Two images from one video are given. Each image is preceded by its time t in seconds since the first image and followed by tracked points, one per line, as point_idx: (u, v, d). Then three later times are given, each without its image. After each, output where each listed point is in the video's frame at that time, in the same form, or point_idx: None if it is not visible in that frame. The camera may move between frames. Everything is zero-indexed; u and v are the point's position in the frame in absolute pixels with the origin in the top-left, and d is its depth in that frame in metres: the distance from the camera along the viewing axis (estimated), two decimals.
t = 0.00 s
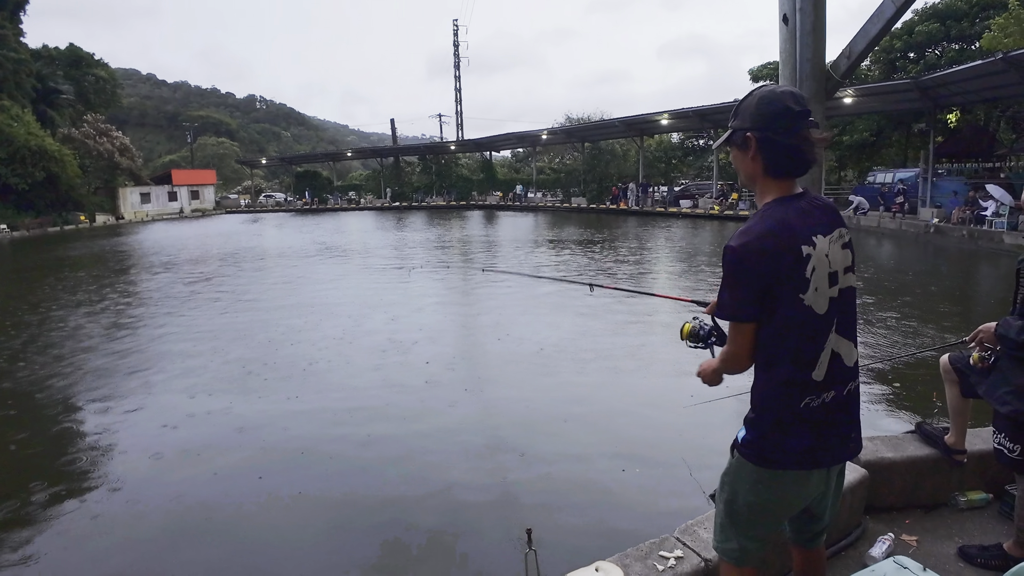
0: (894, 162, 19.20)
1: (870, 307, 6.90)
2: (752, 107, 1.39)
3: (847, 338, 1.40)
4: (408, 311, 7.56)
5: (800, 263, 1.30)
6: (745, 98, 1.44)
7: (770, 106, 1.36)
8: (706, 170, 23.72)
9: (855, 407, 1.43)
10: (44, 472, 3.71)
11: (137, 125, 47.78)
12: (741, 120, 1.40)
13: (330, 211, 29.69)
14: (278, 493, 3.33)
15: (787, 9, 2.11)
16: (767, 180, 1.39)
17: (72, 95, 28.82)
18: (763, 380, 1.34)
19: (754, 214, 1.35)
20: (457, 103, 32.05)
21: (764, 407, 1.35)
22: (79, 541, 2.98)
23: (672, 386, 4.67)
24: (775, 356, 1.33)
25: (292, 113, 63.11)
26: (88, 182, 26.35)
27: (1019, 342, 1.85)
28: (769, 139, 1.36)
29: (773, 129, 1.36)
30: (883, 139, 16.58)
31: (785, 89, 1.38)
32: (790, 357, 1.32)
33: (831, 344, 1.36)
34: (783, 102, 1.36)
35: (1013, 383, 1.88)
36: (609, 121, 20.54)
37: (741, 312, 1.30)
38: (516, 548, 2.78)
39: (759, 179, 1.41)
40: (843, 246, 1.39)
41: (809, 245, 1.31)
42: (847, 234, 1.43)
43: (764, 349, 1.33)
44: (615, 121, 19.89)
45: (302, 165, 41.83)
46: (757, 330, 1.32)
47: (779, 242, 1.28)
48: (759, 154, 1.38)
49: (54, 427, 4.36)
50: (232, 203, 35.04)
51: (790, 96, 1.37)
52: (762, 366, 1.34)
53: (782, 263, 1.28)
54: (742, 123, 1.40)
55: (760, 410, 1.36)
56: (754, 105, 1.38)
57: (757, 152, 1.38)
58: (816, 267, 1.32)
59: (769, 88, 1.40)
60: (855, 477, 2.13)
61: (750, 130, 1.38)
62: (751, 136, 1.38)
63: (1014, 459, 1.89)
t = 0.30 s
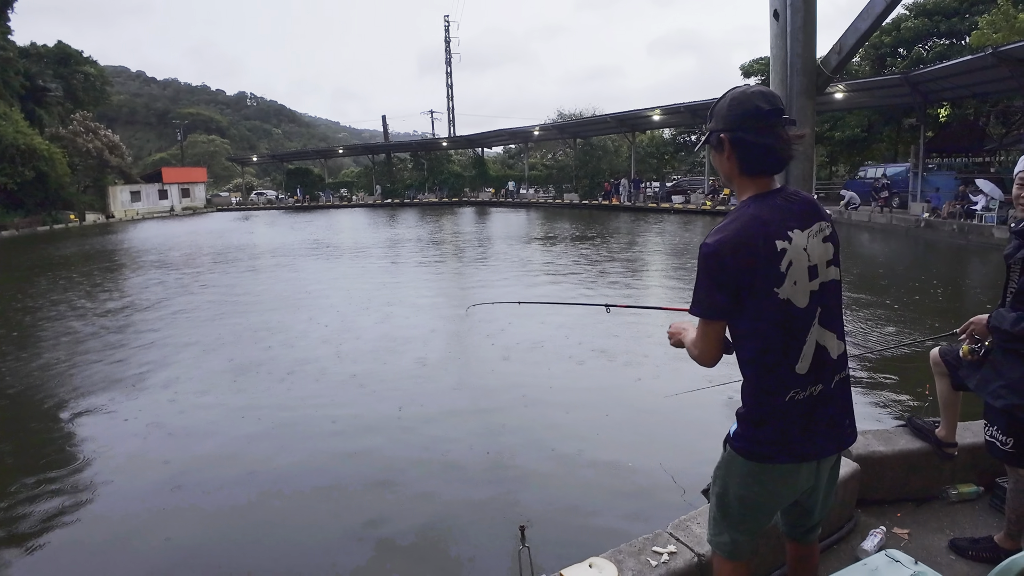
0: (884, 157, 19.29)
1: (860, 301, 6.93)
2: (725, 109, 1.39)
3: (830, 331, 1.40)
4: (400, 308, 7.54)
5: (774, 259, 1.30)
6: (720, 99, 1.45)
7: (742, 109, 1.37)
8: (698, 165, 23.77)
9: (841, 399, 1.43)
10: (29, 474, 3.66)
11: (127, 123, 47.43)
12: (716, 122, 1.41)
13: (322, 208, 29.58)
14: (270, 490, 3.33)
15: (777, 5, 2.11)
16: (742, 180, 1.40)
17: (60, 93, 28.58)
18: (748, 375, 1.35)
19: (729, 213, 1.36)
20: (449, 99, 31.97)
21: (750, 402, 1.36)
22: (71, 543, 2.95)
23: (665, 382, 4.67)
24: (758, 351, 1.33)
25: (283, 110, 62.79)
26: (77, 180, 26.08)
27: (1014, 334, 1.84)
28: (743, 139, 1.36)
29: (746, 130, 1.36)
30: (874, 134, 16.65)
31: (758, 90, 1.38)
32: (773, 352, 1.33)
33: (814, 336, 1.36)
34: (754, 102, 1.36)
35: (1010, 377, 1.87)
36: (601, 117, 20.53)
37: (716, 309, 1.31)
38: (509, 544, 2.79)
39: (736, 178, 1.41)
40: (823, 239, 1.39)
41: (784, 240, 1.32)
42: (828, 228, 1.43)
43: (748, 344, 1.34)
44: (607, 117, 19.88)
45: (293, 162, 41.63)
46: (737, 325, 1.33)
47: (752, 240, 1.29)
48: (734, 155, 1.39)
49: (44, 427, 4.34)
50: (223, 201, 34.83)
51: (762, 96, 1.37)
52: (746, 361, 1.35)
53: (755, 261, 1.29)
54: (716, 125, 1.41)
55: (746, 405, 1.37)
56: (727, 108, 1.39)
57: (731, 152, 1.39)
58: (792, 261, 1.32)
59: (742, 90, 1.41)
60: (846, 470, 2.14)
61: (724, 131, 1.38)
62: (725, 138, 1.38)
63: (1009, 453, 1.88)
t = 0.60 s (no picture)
0: (875, 154, 19.40)
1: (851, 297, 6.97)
2: (705, 111, 1.39)
3: (816, 330, 1.39)
4: (393, 306, 7.53)
5: (749, 257, 1.31)
6: (703, 99, 1.45)
7: (719, 110, 1.36)
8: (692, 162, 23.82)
9: (830, 395, 1.43)
10: (21, 475, 3.64)
11: (118, 122, 47.10)
12: (697, 124, 1.41)
13: (314, 206, 29.50)
14: (264, 488, 3.33)
15: (770, 2, 2.11)
16: (725, 179, 1.40)
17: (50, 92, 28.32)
18: (731, 371, 1.37)
19: (708, 212, 1.38)
20: (442, 97, 31.92)
21: (735, 398, 1.37)
22: (63, 543, 2.93)
23: (660, 379, 4.68)
24: (736, 348, 1.35)
25: (275, 109, 62.52)
26: (67, 179, 25.87)
27: (1003, 327, 1.85)
28: (721, 140, 1.37)
29: (724, 130, 1.36)
30: (865, 131, 16.73)
31: (736, 89, 1.37)
32: (752, 349, 1.33)
33: (798, 332, 1.35)
34: (731, 103, 1.36)
35: (1001, 372, 1.88)
36: (594, 114, 20.53)
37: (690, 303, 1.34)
38: (503, 540, 2.79)
39: (719, 177, 1.41)
40: (806, 237, 1.38)
41: (761, 239, 1.32)
42: (814, 225, 1.42)
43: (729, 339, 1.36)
44: (600, 114, 19.87)
45: (285, 160, 41.47)
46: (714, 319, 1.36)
47: (726, 239, 1.31)
48: (714, 154, 1.39)
49: (36, 427, 4.31)
50: (215, 199, 34.65)
51: (740, 97, 1.36)
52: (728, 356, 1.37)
53: (728, 258, 1.31)
54: (697, 125, 1.41)
55: (731, 401, 1.38)
56: (705, 109, 1.39)
57: (712, 152, 1.40)
58: (769, 260, 1.32)
59: (723, 89, 1.40)
60: (840, 465, 2.15)
61: (705, 132, 1.39)
62: (705, 138, 1.39)
63: (1000, 446, 1.90)
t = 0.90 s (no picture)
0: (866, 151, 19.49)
1: (843, 294, 7.01)
2: (722, 98, 1.40)
3: (808, 330, 1.40)
4: (386, 304, 7.52)
5: (750, 249, 1.31)
6: (719, 88, 1.45)
7: (738, 97, 1.37)
8: (684, 160, 23.86)
9: (818, 395, 1.44)
10: (14, 474, 3.62)
11: (108, 120, 46.79)
12: (713, 110, 1.42)
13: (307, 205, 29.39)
14: (258, 487, 3.32)
15: None
16: (736, 168, 1.40)
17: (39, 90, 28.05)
18: (721, 365, 1.37)
19: (714, 199, 1.38)
20: (434, 95, 31.87)
21: (724, 392, 1.37)
22: (56, 542, 2.92)
23: (654, 376, 4.69)
24: (725, 341, 1.36)
25: (266, 107, 62.26)
26: (57, 178, 25.66)
27: (993, 324, 1.87)
28: (737, 127, 1.37)
29: (739, 119, 1.36)
30: (857, 129, 16.81)
31: (755, 79, 1.38)
32: (744, 343, 1.34)
33: (789, 331, 1.36)
34: (750, 91, 1.36)
35: (990, 367, 1.90)
36: (587, 112, 20.53)
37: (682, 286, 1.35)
38: (498, 539, 2.80)
39: (730, 166, 1.41)
40: (809, 238, 1.39)
41: (764, 233, 1.32)
42: (818, 227, 1.43)
43: (719, 331, 1.36)
44: (593, 112, 19.87)
45: (277, 158, 41.31)
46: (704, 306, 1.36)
47: (727, 228, 1.31)
48: (728, 141, 1.39)
49: (28, 427, 4.28)
50: (207, 198, 34.45)
51: (759, 87, 1.37)
52: (718, 348, 1.37)
53: (727, 246, 1.31)
54: (714, 112, 1.42)
55: (718, 394, 1.38)
56: (723, 96, 1.39)
57: (726, 139, 1.39)
58: (769, 256, 1.33)
59: (741, 79, 1.41)
60: (831, 461, 2.17)
61: (721, 118, 1.39)
62: (721, 125, 1.39)
63: (994, 442, 1.92)
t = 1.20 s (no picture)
0: (857, 150, 19.60)
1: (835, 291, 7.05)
2: (738, 87, 1.39)
3: (802, 332, 1.41)
4: (378, 303, 7.50)
5: (754, 247, 1.31)
6: (733, 79, 1.44)
7: (755, 88, 1.36)
8: (676, 158, 23.93)
9: (807, 395, 1.46)
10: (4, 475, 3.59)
11: (97, 119, 46.43)
12: (727, 99, 1.41)
13: (298, 203, 29.27)
14: (252, 486, 3.30)
15: None
16: (746, 161, 1.40)
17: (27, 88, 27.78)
18: (715, 361, 1.37)
19: (722, 192, 1.37)
20: (426, 93, 31.80)
21: (715, 390, 1.37)
22: (47, 542, 2.90)
23: (647, 373, 4.70)
24: (719, 337, 1.36)
25: (257, 105, 61.94)
26: (46, 177, 25.46)
27: (979, 320, 1.89)
28: (751, 120, 1.36)
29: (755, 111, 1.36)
30: (847, 127, 16.89)
31: (772, 72, 1.38)
32: (741, 340, 1.34)
33: (784, 332, 1.37)
34: (767, 84, 1.36)
35: (979, 363, 1.92)
36: (578, 110, 20.54)
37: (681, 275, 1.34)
38: (492, 537, 2.79)
39: (740, 159, 1.41)
40: (810, 241, 1.41)
41: (769, 232, 1.33)
42: (819, 232, 1.45)
43: (715, 326, 1.36)
44: (585, 111, 19.88)
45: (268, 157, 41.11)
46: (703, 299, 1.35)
47: (734, 222, 1.30)
48: (740, 134, 1.38)
49: (18, 428, 4.24)
50: (197, 196, 34.24)
51: (778, 80, 1.37)
52: (711, 344, 1.37)
53: (732, 240, 1.30)
54: (727, 102, 1.41)
55: (710, 390, 1.38)
56: (739, 85, 1.38)
57: (738, 131, 1.39)
58: (771, 255, 1.33)
59: (757, 71, 1.40)
60: (822, 457, 2.18)
61: (735, 110, 1.38)
62: (734, 116, 1.38)
63: (980, 437, 1.93)
